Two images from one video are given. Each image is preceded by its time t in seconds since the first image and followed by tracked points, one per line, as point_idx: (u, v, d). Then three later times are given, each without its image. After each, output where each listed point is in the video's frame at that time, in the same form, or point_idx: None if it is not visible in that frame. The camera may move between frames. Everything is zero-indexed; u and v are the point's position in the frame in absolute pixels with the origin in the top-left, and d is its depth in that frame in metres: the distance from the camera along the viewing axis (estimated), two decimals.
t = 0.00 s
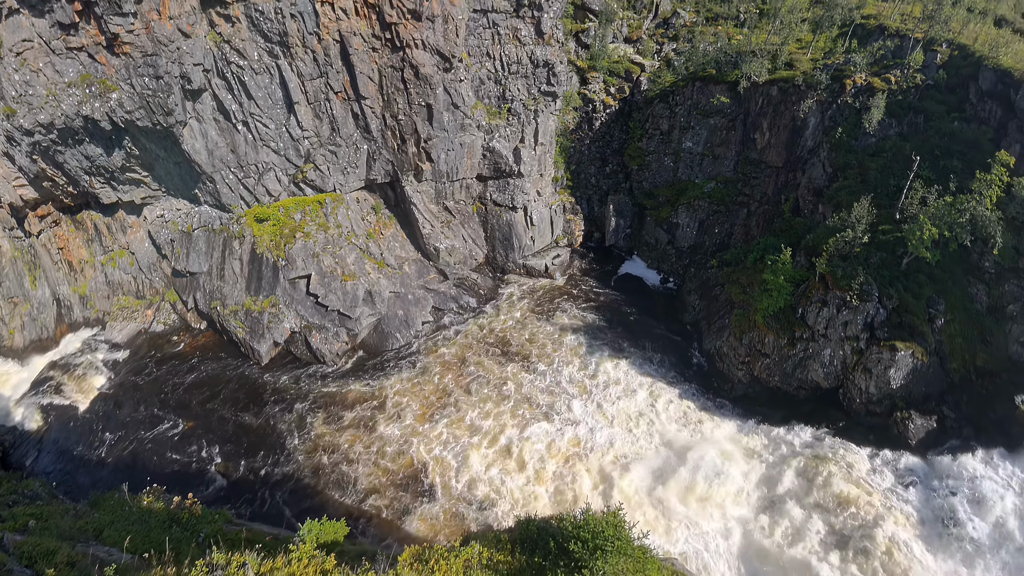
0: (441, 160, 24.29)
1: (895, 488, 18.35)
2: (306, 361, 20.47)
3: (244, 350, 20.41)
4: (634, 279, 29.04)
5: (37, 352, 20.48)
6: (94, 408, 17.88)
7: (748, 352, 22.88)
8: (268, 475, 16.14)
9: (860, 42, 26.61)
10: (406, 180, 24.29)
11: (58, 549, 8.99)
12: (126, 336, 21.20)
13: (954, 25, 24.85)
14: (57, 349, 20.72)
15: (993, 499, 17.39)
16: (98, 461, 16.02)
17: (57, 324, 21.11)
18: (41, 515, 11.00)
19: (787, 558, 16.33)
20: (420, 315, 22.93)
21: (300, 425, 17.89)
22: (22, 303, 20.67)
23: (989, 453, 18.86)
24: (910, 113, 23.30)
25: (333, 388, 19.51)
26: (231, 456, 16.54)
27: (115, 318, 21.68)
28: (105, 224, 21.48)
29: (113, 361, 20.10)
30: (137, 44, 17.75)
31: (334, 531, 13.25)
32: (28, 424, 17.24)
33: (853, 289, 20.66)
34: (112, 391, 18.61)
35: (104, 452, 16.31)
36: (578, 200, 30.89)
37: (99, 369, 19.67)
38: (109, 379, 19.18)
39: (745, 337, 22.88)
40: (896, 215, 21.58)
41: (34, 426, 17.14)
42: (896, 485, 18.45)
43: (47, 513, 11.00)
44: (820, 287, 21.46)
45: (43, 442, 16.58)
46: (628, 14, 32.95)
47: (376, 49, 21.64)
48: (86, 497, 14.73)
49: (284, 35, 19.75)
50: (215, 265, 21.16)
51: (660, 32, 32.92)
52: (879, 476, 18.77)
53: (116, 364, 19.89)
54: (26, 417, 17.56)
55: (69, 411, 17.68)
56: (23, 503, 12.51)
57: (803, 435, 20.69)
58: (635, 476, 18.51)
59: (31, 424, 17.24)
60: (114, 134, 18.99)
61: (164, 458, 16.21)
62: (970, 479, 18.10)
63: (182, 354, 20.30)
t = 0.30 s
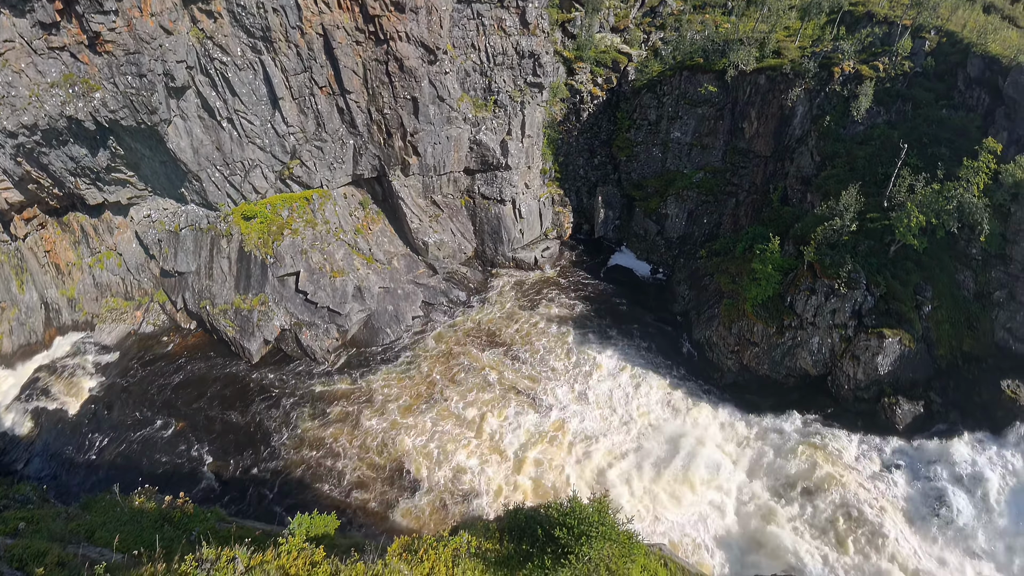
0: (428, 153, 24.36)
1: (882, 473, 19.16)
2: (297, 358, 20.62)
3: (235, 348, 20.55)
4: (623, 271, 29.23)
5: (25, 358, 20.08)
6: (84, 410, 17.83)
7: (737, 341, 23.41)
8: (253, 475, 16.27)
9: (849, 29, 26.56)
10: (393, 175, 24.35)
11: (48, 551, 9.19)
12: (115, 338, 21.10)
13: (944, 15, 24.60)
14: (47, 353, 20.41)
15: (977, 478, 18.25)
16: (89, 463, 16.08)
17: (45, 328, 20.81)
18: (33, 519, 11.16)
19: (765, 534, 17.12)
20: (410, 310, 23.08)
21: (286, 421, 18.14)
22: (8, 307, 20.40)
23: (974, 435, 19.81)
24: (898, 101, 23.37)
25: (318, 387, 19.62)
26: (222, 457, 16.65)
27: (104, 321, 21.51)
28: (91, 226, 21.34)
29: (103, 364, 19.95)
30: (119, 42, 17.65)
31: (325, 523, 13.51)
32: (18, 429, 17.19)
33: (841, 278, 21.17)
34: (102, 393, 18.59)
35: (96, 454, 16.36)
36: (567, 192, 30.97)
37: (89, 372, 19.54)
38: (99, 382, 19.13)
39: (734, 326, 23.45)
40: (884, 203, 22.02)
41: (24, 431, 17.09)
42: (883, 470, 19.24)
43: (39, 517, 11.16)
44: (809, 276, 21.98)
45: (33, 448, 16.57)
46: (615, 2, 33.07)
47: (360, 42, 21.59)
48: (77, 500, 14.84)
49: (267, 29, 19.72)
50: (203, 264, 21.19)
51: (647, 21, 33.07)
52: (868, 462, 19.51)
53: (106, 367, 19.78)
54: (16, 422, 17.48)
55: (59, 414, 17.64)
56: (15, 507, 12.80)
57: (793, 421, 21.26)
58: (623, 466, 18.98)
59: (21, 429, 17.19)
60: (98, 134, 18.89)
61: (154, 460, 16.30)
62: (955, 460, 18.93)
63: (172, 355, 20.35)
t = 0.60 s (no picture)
0: (414, 147, 24.44)
1: (870, 458, 20.08)
2: (288, 357, 20.85)
3: (225, 348, 20.77)
4: (613, 262, 29.45)
5: (16, 363, 19.88)
6: (74, 416, 17.96)
7: (725, 331, 24.14)
8: (240, 473, 16.54)
9: (836, 17, 26.79)
10: (380, 170, 24.36)
11: (39, 554, 9.18)
12: (105, 341, 20.90)
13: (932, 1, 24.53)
14: (36, 358, 20.25)
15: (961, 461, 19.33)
16: (81, 466, 16.28)
17: (34, 332, 20.54)
18: (24, 524, 11.05)
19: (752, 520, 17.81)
20: (400, 306, 23.29)
21: (269, 417, 18.38)
22: None
23: (959, 420, 21.02)
24: (886, 90, 23.60)
25: (304, 382, 19.94)
26: (216, 455, 16.94)
27: (93, 324, 21.27)
28: (79, 228, 21.12)
29: (94, 367, 20.02)
30: (102, 42, 17.49)
31: (316, 519, 13.90)
32: (9, 435, 17.23)
33: (828, 267, 21.67)
34: (92, 396, 18.79)
35: (90, 457, 16.56)
36: (555, 184, 31.02)
37: (79, 376, 19.58)
38: (89, 386, 19.23)
39: (724, 316, 24.07)
40: (873, 192, 22.60)
41: (14, 438, 17.14)
42: (871, 455, 20.18)
43: (30, 522, 11.05)
44: (797, 265, 22.48)
45: (23, 453, 16.64)
46: None
47: (343, 37, 21.53)
48: (70, 503, 15.08)
49: (249, 25, 19.66)
50: (191, 264, 21.24)
51: (634, 11, 33.24)
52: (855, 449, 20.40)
53: (95, 370, 19.88)
54: (7, 430, 17.41)
55: (49, 419, 17.79)
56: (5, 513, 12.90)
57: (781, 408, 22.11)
58: (610, 456, 19.44)
59: (12, 435, 17.23)
60: (83, 135, 18.63)
61: (146, 464, 16.45)
62: (941, 444, 20.01)
63: (162, 356, 20.50)
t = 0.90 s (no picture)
0: (400, 142, 24.48)
1: (858, 444, 20.97)
2: (278, 355, 21.07)
3: (215, 348, 20.92)
4: (602, 255, 29.66)
5: (6, 369, 19.79)
6: (66, 420, 17.94)
7: (715, 321, 24.67)
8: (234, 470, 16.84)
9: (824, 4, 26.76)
10: (366, 166, 24.33)
11: (30, 558, 9.10)
12: (95, 344, 20.94)
13: None
14: (26, 364, 20.08)
15: (945, 447, 20.35)
16: (74, 470, 16.32)
17: (23, 337, 20.36)
18: (15, 530, 10.81)
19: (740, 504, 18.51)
20: (390, 302, 23.53)
21: (258, 409, 18.89)
22: None
23: (945, 406, 22.08)
24: (874, 78, 23.94)
25: (290, 382, 20.11)
26: (209, 456, 17.16)
27: (83, 327, 21.20)
28: (65, 231, 20.82)
29: (84, 370, 20.00)
30: (84, 42, 16.93)
31: (305, 515, 14.00)
32: None
33: (816, 256, 22.18)
34: (83, 400, 18.76)
35: (82, 461, 16.65)
36: (543, 177, 31.08)
37: (71, 380, 19.55)
38: (80, 391, 19.15)
39: (713, 307, 24.60)
40: (860, 180, 22.98)
41: (5, 445, 17.02)
42: (860, 441, 21.03)
43: (21, 529, 10.81)
44: (785, 254, 22.98)
45: (14, 462, 16.49)
46: None
47: (326, 31, 21.46)
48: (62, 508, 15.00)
49: (231, 22, 19.55)
50: (179, 264, 21.24)
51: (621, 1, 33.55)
52: (844, 436, 21.24)
53: (88, 374, 19.82)
54: None
55: (40, 425, 17.68)
56: None
57: (770, 399, 22.91)
58: (599, 448, 19.85)
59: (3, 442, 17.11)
60: (67, 137, 18.20)
61: (138, 469, 16.51)
62: (925, 431, 21.06)
63: (153, 357, 20.65)
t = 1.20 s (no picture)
0: (386, 137, 24.53)
1: (846, 430, 21.31)
2: (268, 354, 21.25)
3: (206, 348, 21.05)
4: (592, 247, 29.83)
5: None
6: (58, 423, 18.07)
7: (704, 311, 24.87)
8: (237, 456, 17.39)
9: None
10: (353, 162, 24.43)
11: (19, 563, 9.34)
12: (84, 348, 21.00)
13: None
14: (15, 369, 20.11)
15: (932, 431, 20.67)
16: (66, 474, 16.40)
17: (11, 342, 20.37)
18: (6, 536, 10.96)
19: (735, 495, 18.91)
20: (380, 298, 23.73)
21: (250, 404, 19.32)
22: None
23: (932, 391, 22.40)
24: (862, 65, 24.34)
25: (278, 381, 20.22)
26: (201, 458, 17.28)
27: (72, 331, 21.34)
28: (51, 234, 20.87)
29: (74, 374, 20.12)
30: (65, 43, 16.78)
31: (296, 511, 14.22)
32: None
33: (804, 245, 22.49)
34: (74, 404, 18.85)
35: (74, 466, 16.65)
36: (531, 170, 31.14)
37: (60, 385, 19.60)
38: (70, 395, 19.23)
39: (702, 296, 24.82)
40: (848, 169, 23.49)
41: None
42: (848, 427, 21.41)
43: (12, 535, 10.93)
44: (773, 244, 23.30)
45: (5, 467, 16.54)
46: None
47: (308, 27, 21.28)
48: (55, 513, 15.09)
49: (214, 19, 19.34)
50: (167, 265, 21.29)
51: None
52: (831, 423, 21.61)
53: (78, 378, 19.90)
54: None
55: (29, 431, 17.76)
56: None
57: (760, 386, 23.26)
58: (588, 441, 20.14)
59: None
60: (51, 140, 18.12)
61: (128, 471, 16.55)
62: (914, 415, 21.42)
63: (143, 359, 20.75)
